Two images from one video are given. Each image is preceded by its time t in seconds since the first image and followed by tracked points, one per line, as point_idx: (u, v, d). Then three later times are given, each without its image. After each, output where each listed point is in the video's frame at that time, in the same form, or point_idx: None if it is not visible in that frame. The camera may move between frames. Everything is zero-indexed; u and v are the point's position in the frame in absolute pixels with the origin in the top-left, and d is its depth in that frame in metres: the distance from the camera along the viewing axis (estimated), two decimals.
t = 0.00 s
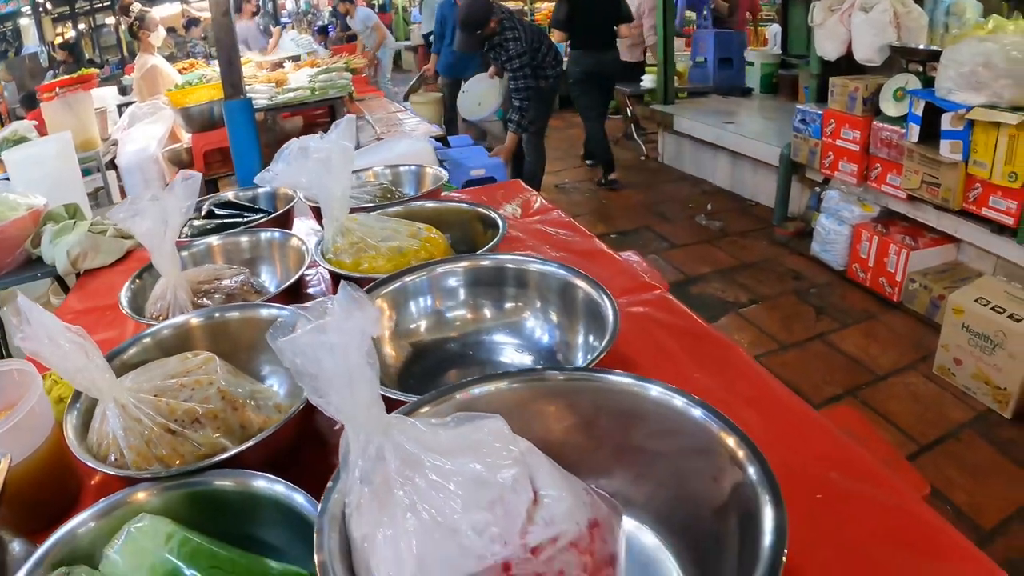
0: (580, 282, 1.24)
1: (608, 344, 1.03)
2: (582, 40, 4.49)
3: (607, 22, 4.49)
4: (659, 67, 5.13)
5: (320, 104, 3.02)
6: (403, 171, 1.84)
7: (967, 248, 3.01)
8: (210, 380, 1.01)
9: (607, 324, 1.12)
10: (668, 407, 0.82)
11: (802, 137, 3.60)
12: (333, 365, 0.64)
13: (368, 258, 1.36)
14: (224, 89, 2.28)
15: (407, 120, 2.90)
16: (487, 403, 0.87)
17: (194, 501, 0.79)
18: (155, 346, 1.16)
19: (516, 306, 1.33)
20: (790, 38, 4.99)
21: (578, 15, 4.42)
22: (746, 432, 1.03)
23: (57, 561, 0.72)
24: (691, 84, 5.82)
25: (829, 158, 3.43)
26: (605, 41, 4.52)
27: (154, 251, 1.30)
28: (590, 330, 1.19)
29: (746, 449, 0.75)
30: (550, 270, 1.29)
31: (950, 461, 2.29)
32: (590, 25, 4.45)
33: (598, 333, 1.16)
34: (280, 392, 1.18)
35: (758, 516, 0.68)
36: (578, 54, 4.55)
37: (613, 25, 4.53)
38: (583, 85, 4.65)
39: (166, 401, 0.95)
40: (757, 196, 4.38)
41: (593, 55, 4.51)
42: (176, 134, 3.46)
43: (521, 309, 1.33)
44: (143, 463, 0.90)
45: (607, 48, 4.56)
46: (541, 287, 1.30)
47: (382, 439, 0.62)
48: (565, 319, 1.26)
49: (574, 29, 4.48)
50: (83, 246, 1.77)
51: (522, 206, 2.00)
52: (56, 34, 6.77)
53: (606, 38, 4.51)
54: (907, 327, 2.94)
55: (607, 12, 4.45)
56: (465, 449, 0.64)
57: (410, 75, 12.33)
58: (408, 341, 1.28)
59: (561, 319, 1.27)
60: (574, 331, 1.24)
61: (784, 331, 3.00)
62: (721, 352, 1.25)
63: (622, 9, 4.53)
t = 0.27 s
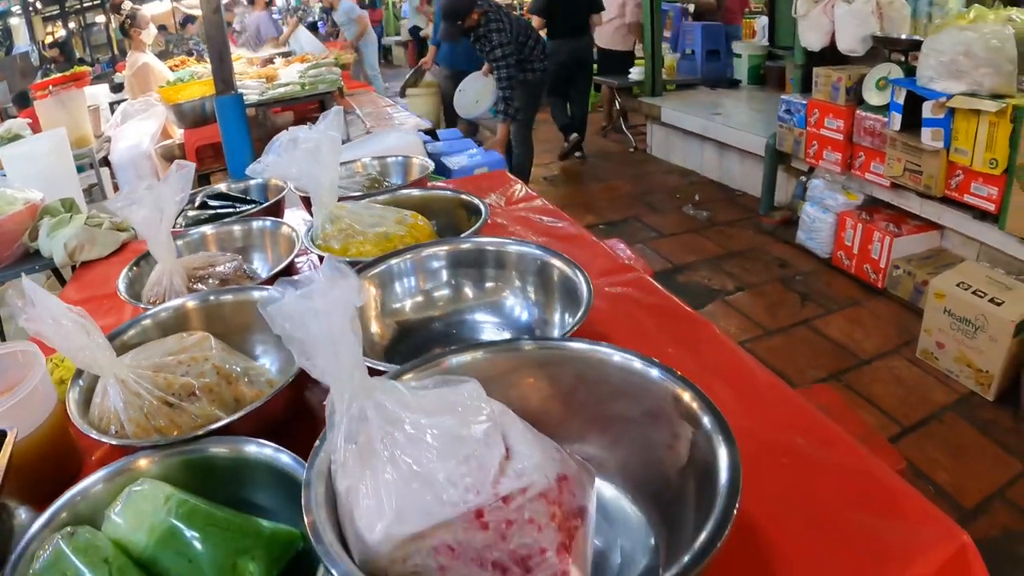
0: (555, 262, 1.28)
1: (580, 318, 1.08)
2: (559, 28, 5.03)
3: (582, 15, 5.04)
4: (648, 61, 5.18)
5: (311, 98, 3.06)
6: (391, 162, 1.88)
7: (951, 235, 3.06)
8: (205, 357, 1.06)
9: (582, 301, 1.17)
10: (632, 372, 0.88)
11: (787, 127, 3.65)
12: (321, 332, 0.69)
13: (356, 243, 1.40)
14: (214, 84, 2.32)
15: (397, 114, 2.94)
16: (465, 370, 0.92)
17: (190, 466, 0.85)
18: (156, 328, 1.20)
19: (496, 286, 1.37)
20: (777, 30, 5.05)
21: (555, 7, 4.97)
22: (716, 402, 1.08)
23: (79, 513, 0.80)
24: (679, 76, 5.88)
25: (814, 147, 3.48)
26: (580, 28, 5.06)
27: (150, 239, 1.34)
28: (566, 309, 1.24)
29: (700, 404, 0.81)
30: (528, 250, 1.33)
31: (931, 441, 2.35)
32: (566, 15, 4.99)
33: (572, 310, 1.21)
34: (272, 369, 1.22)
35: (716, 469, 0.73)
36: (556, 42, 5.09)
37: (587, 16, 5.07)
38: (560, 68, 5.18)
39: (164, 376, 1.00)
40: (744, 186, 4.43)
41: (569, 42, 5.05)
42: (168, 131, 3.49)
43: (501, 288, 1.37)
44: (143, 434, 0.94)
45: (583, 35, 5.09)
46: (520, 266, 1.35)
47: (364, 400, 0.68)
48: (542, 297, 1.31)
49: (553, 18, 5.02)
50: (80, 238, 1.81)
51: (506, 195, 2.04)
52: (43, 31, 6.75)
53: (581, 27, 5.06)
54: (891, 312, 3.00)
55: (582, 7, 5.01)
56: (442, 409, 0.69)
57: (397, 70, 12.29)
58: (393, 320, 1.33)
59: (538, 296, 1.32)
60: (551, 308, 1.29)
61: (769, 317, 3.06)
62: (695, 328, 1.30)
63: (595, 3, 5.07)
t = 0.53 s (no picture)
0: (558, 248, 1.33)
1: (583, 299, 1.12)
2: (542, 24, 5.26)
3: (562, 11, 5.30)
4: (642, 56, 5.22)
5: (310, 93, 3.10)
6: (394, 154, 1.91)
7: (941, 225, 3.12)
8: (225, 340, 1.10)
9: (585, 283, 1.21)
10: (634, 346, 0.92)
11: (779, 119, 3.71)
12: (347, 307, 0.73)
13: (365, 231, 1.44)
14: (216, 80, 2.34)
15: (394, 108, 2.98)
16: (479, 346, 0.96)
17: (216, 439, 0.89)
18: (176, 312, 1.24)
19: (502, 272, 1.42)
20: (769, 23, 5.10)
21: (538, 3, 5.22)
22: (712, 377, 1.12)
23: (110, 487, 0.84)
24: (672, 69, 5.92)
25: (806, 139, 3.54)
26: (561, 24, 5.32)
27: (165, 228, 1.37)
28: (568, 293, 1.28)
29: (696, 372, 0.86)
30: (532, 237, 1.38)
31: (922, 424, 2.40)
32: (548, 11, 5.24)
33: (575, 293, 1.25)
34: (287, 351, 1.26)
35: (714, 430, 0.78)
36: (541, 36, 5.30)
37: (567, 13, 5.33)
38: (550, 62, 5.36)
39: (187, 357, 1.04)
40: (737, 178, 4.49)
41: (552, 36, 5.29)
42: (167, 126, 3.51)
43: (506, 273, 1.41)
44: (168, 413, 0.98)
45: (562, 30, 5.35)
46: (525, 253, 1.39)
47: (387, 370, 0.72)
48: (547, 282, 1.35)
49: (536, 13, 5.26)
50: (89, 231, 1.84)
51: (506, 185, 2.09)
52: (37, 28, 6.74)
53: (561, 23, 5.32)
54: (882, 301, 3.06)
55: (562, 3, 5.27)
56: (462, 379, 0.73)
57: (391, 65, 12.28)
58: (403, 304, 1.38)
59: (543, 282, 1.36)
60: (554, 293, 1.33)
61: (763, 306, 3.11)
62: (690, 310, 1.35)
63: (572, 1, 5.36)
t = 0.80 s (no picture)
0: (566, 242, 1.34)
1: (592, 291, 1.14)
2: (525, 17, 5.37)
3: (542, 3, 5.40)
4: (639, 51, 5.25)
5: (310, 90, 3.11)
6: (398, 150, 1.93)
7: (937, 218, 3.14)
8: (240, 334, 1.12)
9: (592, 276, 1.23)
10: (643, 336, 0.94)
11: (776, 114, 3.73)
12: (369, 300, 0.75)
13: (374, 227, 1.46)
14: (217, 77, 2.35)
15: (394, 104, 2.99)
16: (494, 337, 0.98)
17: (235, 432, 0.91)
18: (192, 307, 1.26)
19: (510, 265, 1.44)
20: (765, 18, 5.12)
21: None
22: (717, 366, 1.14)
23: (134, 478, 0.86)
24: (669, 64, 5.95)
25: (803, 133, 3.56)
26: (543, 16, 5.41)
27: (175, 225, 1.39)
28: (577, 286, 1.30)
29: (704, 361, 0.87)
30: (540, 232, 1.39)
31: (919, 415, 2.43)
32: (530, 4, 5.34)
33: (582, 286, 1.27)
34: (301, 346, 1.28)
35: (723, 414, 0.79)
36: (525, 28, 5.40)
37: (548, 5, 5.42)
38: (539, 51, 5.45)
39: (203, 351, 1.06)
40: (735, 173, 4.51)
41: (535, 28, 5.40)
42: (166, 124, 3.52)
43: (515, 267, 1.43)
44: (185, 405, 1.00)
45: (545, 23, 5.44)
46: (533, 247, 1.40)
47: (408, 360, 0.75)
48: (555, 276, 1.37)
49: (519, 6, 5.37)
50: (95, 228, 1.85)
51: (509, 181, 2.10)
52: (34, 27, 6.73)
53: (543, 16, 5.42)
54: (880, 293, 3.08)
55: None
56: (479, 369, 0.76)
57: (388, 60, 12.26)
58: (414, 297, 1.40)
59: (551, 275, 1.38)
60: (562, 286, 1.35)
61: (762, 299, 3.14)
62: (694, 302, 1.37)
63: None
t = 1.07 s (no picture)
0: (569, 231, 1.36)
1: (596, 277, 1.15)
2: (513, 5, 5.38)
3: None
4: (638, 43, 5.24)
5: (311, 82, 3.12)
6: (401, 141, 1.94)
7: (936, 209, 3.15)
8: (249, 321, 1.13)
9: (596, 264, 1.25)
10: (647, 321, 0.95)
11: (776, 105, 3.74)
12: (379, 285, 0.76)
13: (379, 216, 1.47)
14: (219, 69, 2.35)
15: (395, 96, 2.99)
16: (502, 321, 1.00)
17: (247, 416, 0.93)
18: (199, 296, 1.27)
19: (515, 253, 1.45)
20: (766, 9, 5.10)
21: None
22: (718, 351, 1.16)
23: (147, 462, 0.88)
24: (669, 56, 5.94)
25: (803, 124, 3.57)
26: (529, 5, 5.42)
27: (182, 214, 1.40)
28: (580, 273, 1.31)
29: (707, 344, 0.89)
30: (544, 221, 1.41)
31: (919, 404, 2.45)
32: None
33: (586, 274, 1.28)
34: (309, 334, 1.29)
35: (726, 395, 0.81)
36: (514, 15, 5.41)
37: None
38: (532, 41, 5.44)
39: (213, 339, 1.08)
40: (735, 164, 4.52)
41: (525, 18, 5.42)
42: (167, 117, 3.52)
43: (519, 255, 1.45)
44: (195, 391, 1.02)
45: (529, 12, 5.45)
46: (537, 236, 1.42)
47: (416, 343, 0.76)
48: (558, 265, 1.38)
49: None
50: (100, 220, 1.86)
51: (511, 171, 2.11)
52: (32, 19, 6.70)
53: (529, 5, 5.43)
54: (879, 284, 3.10)
55: None
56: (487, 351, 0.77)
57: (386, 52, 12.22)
58: (420, 285, 1.42)
59: (555, 264, 1.39)
60: (565, 275, 1.36)
61: (762, 289, 3.15)
62: (695, 289, 1.39)
63: None
